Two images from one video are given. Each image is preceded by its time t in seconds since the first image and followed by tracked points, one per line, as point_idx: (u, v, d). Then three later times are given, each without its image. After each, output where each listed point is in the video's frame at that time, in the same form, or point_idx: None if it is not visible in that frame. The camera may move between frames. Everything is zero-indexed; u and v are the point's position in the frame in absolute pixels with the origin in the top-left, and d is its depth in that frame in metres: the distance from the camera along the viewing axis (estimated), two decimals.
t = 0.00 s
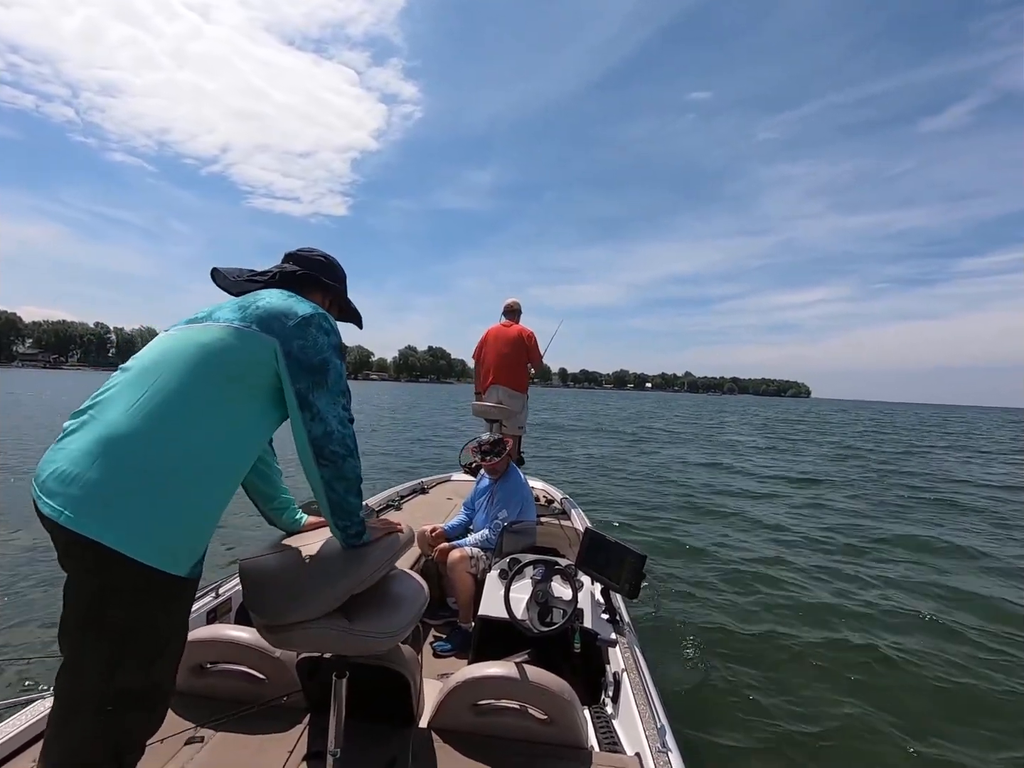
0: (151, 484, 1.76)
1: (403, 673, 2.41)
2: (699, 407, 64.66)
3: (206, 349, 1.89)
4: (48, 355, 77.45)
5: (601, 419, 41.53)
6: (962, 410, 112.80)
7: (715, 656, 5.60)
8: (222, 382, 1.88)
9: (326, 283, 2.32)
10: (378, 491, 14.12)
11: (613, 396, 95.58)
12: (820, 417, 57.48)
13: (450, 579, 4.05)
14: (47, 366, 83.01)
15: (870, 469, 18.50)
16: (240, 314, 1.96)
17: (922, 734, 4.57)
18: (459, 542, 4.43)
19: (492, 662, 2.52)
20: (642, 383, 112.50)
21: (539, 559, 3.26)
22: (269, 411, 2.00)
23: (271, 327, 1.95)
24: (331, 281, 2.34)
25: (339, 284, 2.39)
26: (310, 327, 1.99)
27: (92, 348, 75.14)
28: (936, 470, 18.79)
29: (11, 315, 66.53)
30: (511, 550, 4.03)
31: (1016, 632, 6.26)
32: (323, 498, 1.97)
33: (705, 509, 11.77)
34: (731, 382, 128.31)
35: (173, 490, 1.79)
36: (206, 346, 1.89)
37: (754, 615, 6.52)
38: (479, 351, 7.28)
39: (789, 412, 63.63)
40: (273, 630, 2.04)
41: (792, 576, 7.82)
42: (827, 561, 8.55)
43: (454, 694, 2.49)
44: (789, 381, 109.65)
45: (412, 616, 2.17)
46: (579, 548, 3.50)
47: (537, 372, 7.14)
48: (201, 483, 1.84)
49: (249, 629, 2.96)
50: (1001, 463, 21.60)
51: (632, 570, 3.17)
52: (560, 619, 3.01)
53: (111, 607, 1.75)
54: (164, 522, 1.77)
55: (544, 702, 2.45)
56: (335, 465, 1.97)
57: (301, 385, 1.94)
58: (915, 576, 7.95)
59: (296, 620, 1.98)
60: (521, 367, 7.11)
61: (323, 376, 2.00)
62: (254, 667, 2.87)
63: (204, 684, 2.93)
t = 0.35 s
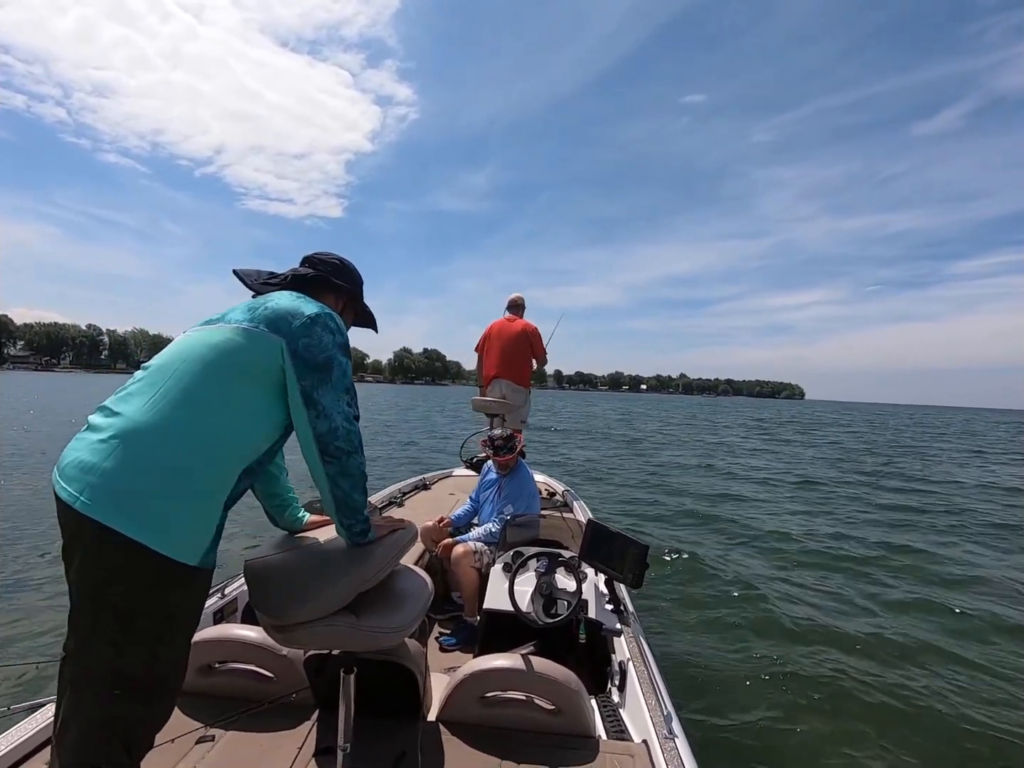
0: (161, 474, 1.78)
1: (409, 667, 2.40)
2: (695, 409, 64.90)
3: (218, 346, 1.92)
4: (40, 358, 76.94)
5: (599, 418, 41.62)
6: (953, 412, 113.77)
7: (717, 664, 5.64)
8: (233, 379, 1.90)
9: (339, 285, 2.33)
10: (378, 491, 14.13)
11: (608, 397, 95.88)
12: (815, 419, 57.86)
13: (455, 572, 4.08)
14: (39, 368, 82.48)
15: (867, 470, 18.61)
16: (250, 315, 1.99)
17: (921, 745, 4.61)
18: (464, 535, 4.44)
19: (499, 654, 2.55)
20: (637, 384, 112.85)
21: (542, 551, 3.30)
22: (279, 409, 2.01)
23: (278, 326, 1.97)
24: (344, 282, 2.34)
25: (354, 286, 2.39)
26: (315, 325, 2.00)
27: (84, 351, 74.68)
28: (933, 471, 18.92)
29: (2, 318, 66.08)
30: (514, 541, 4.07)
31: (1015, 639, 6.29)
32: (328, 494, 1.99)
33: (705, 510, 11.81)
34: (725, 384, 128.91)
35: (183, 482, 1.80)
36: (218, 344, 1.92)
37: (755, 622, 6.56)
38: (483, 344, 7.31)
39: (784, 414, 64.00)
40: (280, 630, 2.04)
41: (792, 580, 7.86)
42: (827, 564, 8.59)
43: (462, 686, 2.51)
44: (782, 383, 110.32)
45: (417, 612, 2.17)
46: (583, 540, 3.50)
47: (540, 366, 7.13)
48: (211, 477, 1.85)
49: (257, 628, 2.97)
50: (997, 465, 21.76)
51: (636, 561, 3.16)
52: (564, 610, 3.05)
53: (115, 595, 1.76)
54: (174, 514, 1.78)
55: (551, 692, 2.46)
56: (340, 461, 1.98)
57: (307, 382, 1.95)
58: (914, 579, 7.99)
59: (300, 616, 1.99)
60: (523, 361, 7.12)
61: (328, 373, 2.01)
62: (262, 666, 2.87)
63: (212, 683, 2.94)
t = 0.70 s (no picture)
0: (155, 474, 1.78)
1: (412, 669, 2.40)
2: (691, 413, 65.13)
3: (215, 348, 1.92)
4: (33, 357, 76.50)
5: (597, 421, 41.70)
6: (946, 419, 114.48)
7: (715, 669, 5.64)
8: (230, 381, 1.90)
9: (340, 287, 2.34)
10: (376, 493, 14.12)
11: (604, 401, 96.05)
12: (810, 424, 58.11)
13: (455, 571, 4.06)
14: (32, 367, 82.02)
15: (864, 476, 18.70)
16: (248, 317, 1.98)
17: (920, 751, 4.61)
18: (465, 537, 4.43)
19: (502, 655, 2.55)
20: (633, 388, 113.09)
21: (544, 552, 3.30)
22: (276, 411, 2.00)
23: (276, 328, 1.96)
24: (345, 284, 2.35)
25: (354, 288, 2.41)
26: (312, 327, 1.99)
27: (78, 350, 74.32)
28: (930, 478, 19.02)
29: None
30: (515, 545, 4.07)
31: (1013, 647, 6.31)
32: (330, 497, 1.98)
33: (703, 515, 11.84)
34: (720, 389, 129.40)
35: (178, 484, 1.80)
36: (215, 345, 1.91)
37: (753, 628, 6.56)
38: (484, 344, 7.31)
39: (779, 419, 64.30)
40: (284, 634, 2.04)
41: (791, 586, 7.87)
42: (825, 570, 8.61)
43: (464, 688, 2.51)
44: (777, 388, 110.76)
45: (420, 614, 2.18)
46: (584, 541, 3.50)
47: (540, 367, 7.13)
48: (206, 478, 1.84)
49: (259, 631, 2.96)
50: (992, 473, 21.88)
51: (638, 560, 3.17)
52: (566, 610, 3.07)
53: (110, 595, 1.75)
54: (168, 515, 1.78)
55: (554, 694, 2.46)
56: (340, 463, 1.98)
57: (304, 385, 1.94)
58: (912, 587, 8.01)
59: (303, 621, 1.99)
60: (524, 362, 7.11)
61: (325, 376, 2.00)
62: (264, 669, 2.87)
63: (214, 687, 2.93)
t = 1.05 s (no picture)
0: (144, 473, 1.76)
1: (406, 672, 2.38)
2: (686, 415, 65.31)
3: (207, 347, 1.90)
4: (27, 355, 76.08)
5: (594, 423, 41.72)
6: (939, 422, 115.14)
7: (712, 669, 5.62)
8: (223, 381, 1.89)
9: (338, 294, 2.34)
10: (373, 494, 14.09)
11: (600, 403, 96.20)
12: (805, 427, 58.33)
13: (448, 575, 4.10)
14: (26, 366, 81.57)
15: (860, 479, 18.75)
16: (241, 316, 1.97)
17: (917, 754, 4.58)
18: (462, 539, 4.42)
19: (497, 660, 2.52)
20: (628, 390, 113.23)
21: (541, 556, 3.28)
22: (269, 411, 1.99)
23: (269, 328, 1.95)
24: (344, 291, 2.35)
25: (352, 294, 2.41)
26: (305, 327, 1.98)
27: (71, 348, 73.88)
28: (927, 481, 19.07)
29: None
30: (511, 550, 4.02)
31: (1010, 650, 6.29)
32: (325, 497, 1.98)
33: (700, 518, 11.86)
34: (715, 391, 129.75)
35: (169, 484, 1.78)
36: (207, 344, 1.90)
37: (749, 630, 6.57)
38: (484, 348, 7.31)
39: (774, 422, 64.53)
40: (280, 637, 2.02)
41: (788, 589, 7.87)
42: (822, 573, 8.63)
43: (459, 692, 2.50)
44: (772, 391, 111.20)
45: (416, 617, 2.17)
46: (580, 546, 3.51)
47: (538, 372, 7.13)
48: (196, 478, 1.83)
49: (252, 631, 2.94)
50: (989, 477, 21.94)
51: (634, 566, 3.16)
52: (562, 615, 3.05)
53: (101, 596, 1.73)
54: (158, 515, 1.76)
55: (549, 699, 2.44)
56: (335, 463, 1.97)
57: (298, 385, 1.93)
58: (909, 590, 8.02)
59: (299, 622, 1.98)
60: (523, 366, 7.11)
61: (319, 376, 1.99)
62: (258, 670, 2.85)
63: (208, 687, 2.91)
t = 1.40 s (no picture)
0: (141, 471, 1.75)
1: (399, 674, 2.36)
2: (682, 413, 65.43)
3: (203, 346, 1.88)
4: (20, 354, 75.68)
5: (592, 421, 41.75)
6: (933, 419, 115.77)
7: (708, 669, 5.63)
8: (220, 380, 1.87)
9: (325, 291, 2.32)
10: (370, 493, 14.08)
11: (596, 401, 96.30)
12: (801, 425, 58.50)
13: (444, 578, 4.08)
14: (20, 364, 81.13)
15: (856, 477, 18.81)
16: (239, 315, 1.95)
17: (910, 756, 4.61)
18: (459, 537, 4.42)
19: (490, 665, 2.53)
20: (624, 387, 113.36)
21: (538, 561, 3.32)
22: (266, 410, 1.98)
23: (267, 328, 1.93)
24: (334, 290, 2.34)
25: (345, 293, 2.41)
26: (305, 328, 1.98)
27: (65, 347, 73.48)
28: (923, 479, 19.14)
29: None
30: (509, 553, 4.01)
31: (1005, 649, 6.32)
32: (325, 496, 1.97)
33: (698, 516, 11.88)
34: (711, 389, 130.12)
35: (166, 484, 1.78)
36: (204, 342, 1.88)
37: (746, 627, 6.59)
38: (481, 351, 7.31)
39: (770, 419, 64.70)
40: (276, 637, 2.01)
41: (784, 587, 7.90)
42: (818, 571, 8.66)
43: (451, 696, 2.50)
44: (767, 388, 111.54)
45: (413, 618, 2.19)
46: (577, 552, 3.51)
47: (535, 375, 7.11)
48: (193, 478, 1.82)
49: (246, 630, 2.93)
50: (985, 474, 22.03)
51: (632, 573, 3.17)
52: (558, 621, 3.05)
53: (97, 594, 1.72)
54: (154, 515, 1.75)
55: (542, 705, 2.44)
56: (336, 462, 1.97)
57: (298, 385, 1.93)
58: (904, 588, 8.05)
59: (297, 622, 1.97)
60: (521, 370, 7.11)
61: (319, 377, 1.98)
62: (251, 669, 2.84)
63: (201, 686, 2.90)
